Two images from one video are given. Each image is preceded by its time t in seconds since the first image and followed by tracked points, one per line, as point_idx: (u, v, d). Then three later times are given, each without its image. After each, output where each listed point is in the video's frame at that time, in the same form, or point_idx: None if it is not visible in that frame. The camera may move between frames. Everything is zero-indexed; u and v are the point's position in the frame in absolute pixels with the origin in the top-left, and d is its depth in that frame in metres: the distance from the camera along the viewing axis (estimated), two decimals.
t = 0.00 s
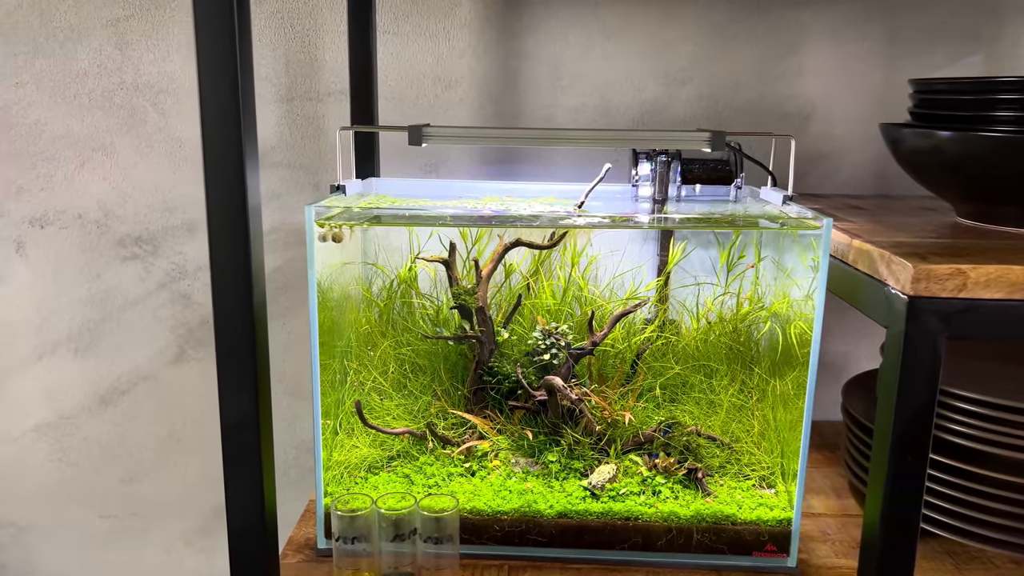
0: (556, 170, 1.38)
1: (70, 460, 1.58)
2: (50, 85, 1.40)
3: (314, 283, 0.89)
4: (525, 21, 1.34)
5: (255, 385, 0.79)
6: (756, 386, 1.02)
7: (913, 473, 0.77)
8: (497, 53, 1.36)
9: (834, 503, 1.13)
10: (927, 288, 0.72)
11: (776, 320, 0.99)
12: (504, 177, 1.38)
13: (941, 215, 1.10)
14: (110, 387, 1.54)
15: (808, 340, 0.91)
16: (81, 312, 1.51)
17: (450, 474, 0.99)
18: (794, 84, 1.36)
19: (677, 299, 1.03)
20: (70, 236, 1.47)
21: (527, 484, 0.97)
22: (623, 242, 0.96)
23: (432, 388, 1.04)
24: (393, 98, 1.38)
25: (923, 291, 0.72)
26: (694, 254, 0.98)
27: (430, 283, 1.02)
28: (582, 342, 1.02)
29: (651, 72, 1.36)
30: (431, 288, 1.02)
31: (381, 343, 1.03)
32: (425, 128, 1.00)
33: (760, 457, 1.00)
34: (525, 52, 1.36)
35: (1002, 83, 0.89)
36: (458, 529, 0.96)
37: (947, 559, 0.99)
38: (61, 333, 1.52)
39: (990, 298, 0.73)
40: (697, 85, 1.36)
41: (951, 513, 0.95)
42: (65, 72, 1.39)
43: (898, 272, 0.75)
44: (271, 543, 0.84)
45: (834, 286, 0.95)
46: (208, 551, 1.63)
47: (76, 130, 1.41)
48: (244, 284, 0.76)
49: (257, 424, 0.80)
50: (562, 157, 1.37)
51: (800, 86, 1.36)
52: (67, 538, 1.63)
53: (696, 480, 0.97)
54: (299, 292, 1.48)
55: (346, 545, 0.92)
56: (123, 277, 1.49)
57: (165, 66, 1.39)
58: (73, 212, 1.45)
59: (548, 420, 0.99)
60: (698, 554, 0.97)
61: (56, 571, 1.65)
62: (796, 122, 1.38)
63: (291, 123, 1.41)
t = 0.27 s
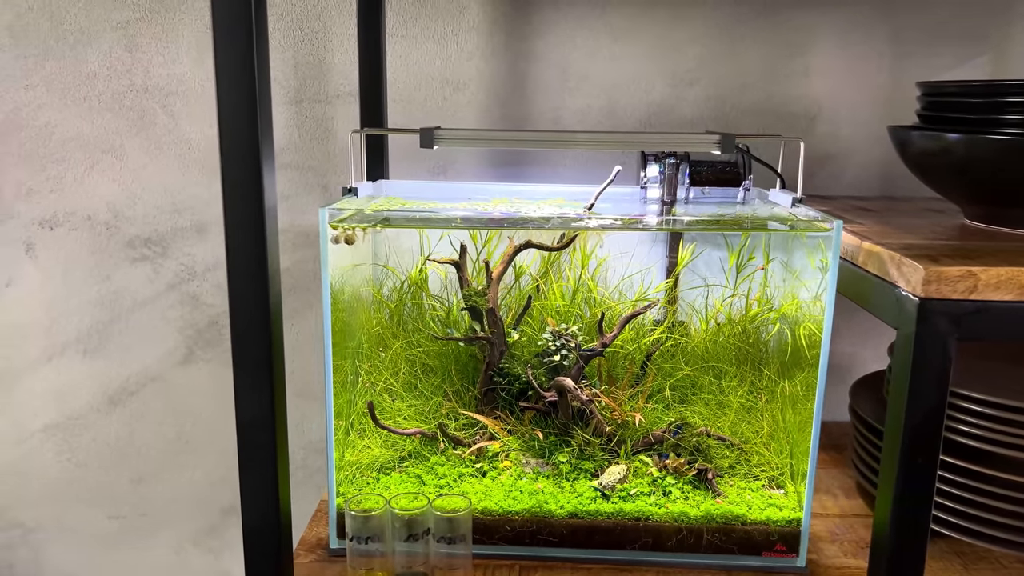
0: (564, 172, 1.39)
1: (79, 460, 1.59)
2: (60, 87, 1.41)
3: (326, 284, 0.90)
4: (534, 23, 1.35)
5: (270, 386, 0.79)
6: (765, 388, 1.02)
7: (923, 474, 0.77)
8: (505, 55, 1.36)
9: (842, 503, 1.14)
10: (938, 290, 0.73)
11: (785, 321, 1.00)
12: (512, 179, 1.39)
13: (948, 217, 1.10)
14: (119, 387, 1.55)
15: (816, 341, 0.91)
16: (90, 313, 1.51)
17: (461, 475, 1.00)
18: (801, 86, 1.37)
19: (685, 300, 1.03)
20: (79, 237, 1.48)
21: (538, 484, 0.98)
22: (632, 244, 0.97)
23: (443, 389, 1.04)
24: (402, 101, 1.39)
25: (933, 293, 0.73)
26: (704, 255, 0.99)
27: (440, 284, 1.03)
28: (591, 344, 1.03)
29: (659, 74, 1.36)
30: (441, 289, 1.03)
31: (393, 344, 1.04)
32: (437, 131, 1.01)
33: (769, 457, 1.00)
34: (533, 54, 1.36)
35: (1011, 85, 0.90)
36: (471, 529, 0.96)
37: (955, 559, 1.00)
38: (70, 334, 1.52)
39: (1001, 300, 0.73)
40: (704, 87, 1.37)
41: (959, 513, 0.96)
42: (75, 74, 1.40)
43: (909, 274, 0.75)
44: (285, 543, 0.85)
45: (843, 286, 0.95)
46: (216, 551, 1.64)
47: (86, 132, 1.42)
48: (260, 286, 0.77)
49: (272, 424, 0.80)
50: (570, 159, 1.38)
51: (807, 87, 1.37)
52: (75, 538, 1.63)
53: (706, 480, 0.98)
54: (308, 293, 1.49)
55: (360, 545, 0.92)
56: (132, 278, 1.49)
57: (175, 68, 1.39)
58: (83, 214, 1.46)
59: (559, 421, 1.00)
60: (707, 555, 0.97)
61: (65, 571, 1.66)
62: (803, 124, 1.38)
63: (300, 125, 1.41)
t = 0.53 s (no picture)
0: (562, 175, 1.39)
1: (79, 463, 1.59)
2: (59, 91, 1.41)
3: (323, 289, 0.90)
4: (531, 26, 1.36)
5: (267, 390, 0.80)
6: (761, 391, 1.03)
7: (917, 477, 0.78)
8: (503, 58, 1.37)
9: (838, 506, 1.14)
10: (930, 294, 0.73)
11: (781, 324, 1.00)
12: (510, 182, 1.39)
13: (945, 220, 1.11)
14: (119, 389, 1.55)
15: (812, 345, 0.92)
16: (90, 316, 1.52)
17: (458, 478, 1.00)
18: (798, 89, 1.37)
19: (681, 304, 1.04)
20: (79, 240, 1.48)
21: (534, 487, 0.98)
22: (628, 247, 0.98)
23: (440, 393, 1.04)
24: (400, 104, 1.39)
25: (926, 298, 0.73)
26: (700, 260, 1.00)
27: (437, 287, 1.03)
28: (588, 347, 1.03)
29: (656, 77, 1.37)
30: (438, 292, 1.03)
31: (390, 347, 1.04)
32: (433, 136, 1.01)
33: (765, 461, 1.00)
34: (531, 58, 1.37)
35: (1006, 91, 0.90)
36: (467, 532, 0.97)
37: (951, 562, 1.00)
38: (69, 337, 1.53)
39: (993, 304, 0.74)
40: (702, 91, 1.37)
41: (954, 515, 0.96)
42: (75, 78, 1.40)
43: (902, 278, 0.76)
44: (282, 545, 0.85)
45: (839, 290, 0.95)
46: (215, 552, 1.65)
47: (85, 135, 1.43)
48: (257, 291, 0.77)
49: (268, 428, 0.81)
50: (567, 162, 1.38)
51: (804, 91, 1.37)
52: (75, 540, 1.64)
53: (701, 483, 0.98)
54: (307, 296, 1.49)
55: (356, 548, 0.93)
56: (131, 281, 1.50)
57: (174, 72, 1.40)
58: (82, 217, 1.47)
59: (555, 424, 1.00)
60: (703, 557, 0.98)
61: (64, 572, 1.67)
62: (800, 127, 1.38)
63: (298, 129, 1.42)
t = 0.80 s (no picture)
0: (559, 176, 1.39)
1: (77, 463, 1.60)
2: (58, 92, 1.41)
3: (321, 291, 0.91)
4: (529, 28, 1.36)
5: (261, 390, 0.80)
6: (757, 392, 1.03)
7: (911, 478, 0.78)
8: (500, 60, 1.37)
9: (834, 507, 1.14)
10: (924, 296, 0.73)
11: (777, 325, 1.00)
12: (507, 183, 1.39)
13: (941, 222, 1.11)
14: (117, 390, 1.56)
15: (807, 346, 0.92)
16: (88, 316, 1.52)
17: (453, 479, 1.01)
18: (796, 91, 1.37)
19: (677, 305, 1.04)
20: (77, 241, 1.48)
21: (529, 488, 0.98)
22: (624, 249, 0.98)
23: (436, 394, 1.05)
24: (397, 105, 1.39)
25: (920, 299, 0.73)
26: (696, 262, 1.00)
27: (434, 288, 1.03)
28: (584, 348, 1.03)
29: (654, 79, 1.37)
30: (434, 293, 1.04)
31: (386, 348, 1.04)
32: (430, 136, 1.01)
33: (760, 462, 1.01)
34: (528, 59, 1.37)
35: (1001, 93, 0.90)
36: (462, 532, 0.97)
37: (946, 563, 1.00)
38: (68, 338, 1.53)
39: (986, 306, 0.74)
40: (699, 92, 1.37)
41: (949, 517, 0.96)
42: (73, 79, 1.41)
43: (896, 280, 0.76)
44: (277, 546, 0.85)
45: (834, 291, 0.95)
46: (213, 553, 1.65)
47: (83, 136, 1.43)
48: (251, 292, 0.78)
49: (263, 429, 0.81)
50: (565, 163, 1.39)
51: (801, 92, 1.37)
52: (73, 541, 1.64)
53: (696, 484, 0.98)
54: (304, 297, 1.49)
55: (351, 548, 0.93)
56: (129, 282, 1.50)
57: (172, 73, 1.40)
58: (81, 218, 1.47)
59: (551, 425, 1.00)
60: (697, 559, 0.98)
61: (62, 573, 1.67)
62: (797, 129, 1.39)
63: (296, 130, 1.42)
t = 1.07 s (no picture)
0: (559, 175, 1.40)
1: (77, 462, 1.60)
2: (58, 91, 1.42)
3: (320, 288, 0.91)
4: (529, 27, 1.36)
5: (261, 388, 0.80)
6: (756, 390, 1.03)
7: (909, 475, 0.78)
8: (499, 59, 1.37)
9: (833, 505, 1.14)
10: (922, 292, 0.73)
11: (775, 323, 1.00)
12: (507, 182, 1.39)
13: (940, 221, 1.11)
14: (117, 389, 1.56)
15: (805, 343, 0.92)
16: (88, 315, 1.52)
17: (453, 476, 1.01)
18: (795, 90, 1.37)
19: (677, 303, 1.05)
20: (77, 240, 1.49)
21: (528, 485, 0.98)
22: (623, 247, 0.99)
23: (436, 391, 1.05)
24: (397, 104, 1.40)
25: (918, 296, 0.73)
26: (694, 260, 1.00)
27: (433, 286, 1.04)
28: (583, 346, 1.03)
29: (653, 78, 1.37)
30: (434, 291, 1.04)
31: (386, 346, 1.04)
32: (429, 135, 1.01)
33: (759, 459, 1.01)
34: (528, 58, 1.37)
35: (1000, 90, 0.90)
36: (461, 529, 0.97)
37: (945, 560, 1.00)
38: (68, 336, 1.53)
39: (984, 302, 0.74)
40: (699, 91, 1.37)
41: (947, 514, 0.97)
42: (74, 78, 1.41)
43: (894, 276, 0.76)
44: (276, 543, 0.86)
45: (832, 289, 0.96)
46: (213, 552, 1.65)
47: (84, 135, 1.43)
48: (251, 289, 0.78)
49: (263, 427, 0.81)
50: (565, 162, 1.39)
51: (801, 92, 1.37)
52: (74, 540, 1.64)
53: (695, 482, 0.98)
54: (304, 295, 1.49)
55: (350, 545, 0.93)
56: (129, 281, 1.50)
57: (172, 72, 1.40)
58: (81, 217, 1.47)
59: (550, 422, 1.00)
60: (696, 555, 0.98)
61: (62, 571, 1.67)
62: (797, 128, 1.39)
63: (296, 129, 1.42)
